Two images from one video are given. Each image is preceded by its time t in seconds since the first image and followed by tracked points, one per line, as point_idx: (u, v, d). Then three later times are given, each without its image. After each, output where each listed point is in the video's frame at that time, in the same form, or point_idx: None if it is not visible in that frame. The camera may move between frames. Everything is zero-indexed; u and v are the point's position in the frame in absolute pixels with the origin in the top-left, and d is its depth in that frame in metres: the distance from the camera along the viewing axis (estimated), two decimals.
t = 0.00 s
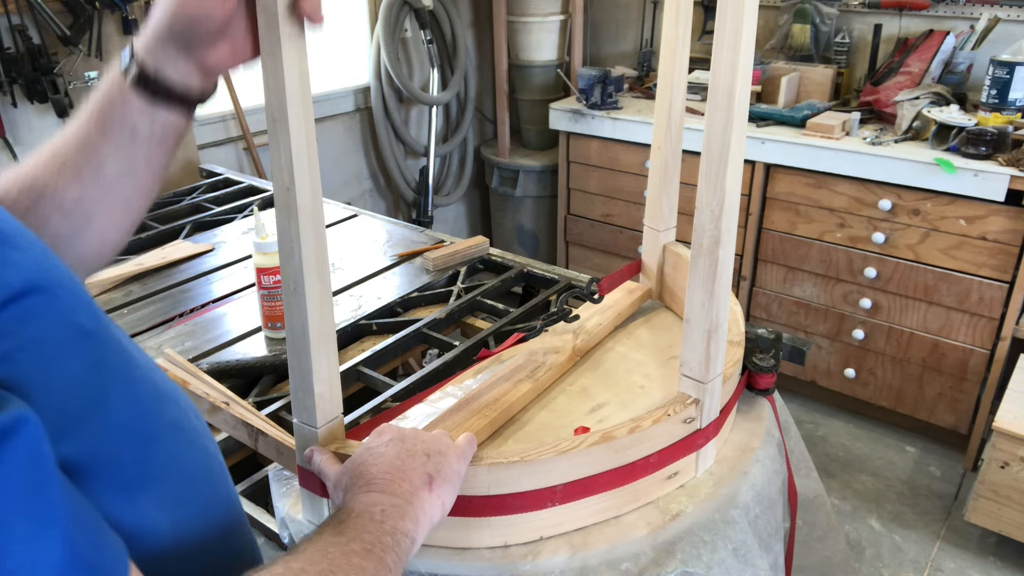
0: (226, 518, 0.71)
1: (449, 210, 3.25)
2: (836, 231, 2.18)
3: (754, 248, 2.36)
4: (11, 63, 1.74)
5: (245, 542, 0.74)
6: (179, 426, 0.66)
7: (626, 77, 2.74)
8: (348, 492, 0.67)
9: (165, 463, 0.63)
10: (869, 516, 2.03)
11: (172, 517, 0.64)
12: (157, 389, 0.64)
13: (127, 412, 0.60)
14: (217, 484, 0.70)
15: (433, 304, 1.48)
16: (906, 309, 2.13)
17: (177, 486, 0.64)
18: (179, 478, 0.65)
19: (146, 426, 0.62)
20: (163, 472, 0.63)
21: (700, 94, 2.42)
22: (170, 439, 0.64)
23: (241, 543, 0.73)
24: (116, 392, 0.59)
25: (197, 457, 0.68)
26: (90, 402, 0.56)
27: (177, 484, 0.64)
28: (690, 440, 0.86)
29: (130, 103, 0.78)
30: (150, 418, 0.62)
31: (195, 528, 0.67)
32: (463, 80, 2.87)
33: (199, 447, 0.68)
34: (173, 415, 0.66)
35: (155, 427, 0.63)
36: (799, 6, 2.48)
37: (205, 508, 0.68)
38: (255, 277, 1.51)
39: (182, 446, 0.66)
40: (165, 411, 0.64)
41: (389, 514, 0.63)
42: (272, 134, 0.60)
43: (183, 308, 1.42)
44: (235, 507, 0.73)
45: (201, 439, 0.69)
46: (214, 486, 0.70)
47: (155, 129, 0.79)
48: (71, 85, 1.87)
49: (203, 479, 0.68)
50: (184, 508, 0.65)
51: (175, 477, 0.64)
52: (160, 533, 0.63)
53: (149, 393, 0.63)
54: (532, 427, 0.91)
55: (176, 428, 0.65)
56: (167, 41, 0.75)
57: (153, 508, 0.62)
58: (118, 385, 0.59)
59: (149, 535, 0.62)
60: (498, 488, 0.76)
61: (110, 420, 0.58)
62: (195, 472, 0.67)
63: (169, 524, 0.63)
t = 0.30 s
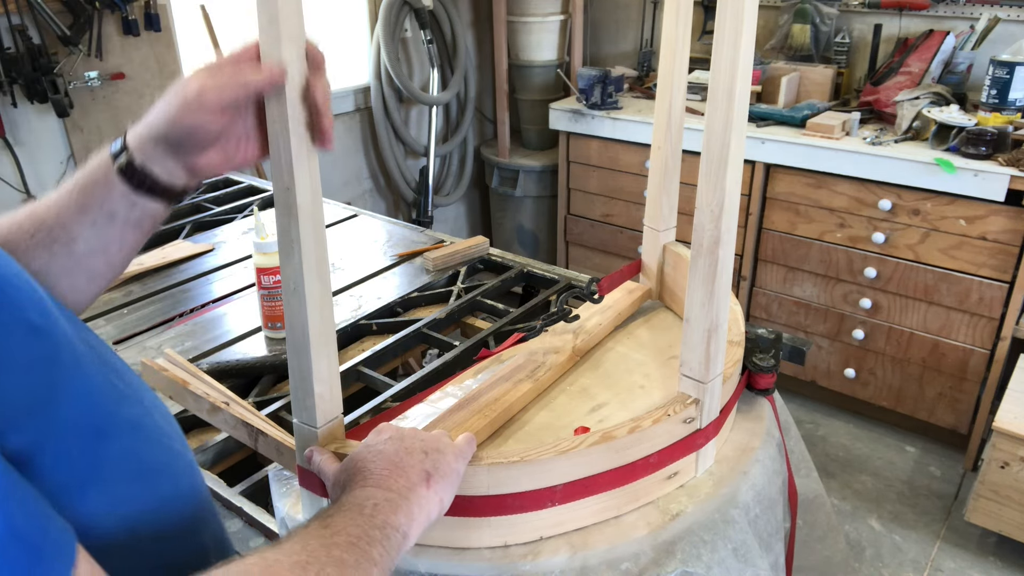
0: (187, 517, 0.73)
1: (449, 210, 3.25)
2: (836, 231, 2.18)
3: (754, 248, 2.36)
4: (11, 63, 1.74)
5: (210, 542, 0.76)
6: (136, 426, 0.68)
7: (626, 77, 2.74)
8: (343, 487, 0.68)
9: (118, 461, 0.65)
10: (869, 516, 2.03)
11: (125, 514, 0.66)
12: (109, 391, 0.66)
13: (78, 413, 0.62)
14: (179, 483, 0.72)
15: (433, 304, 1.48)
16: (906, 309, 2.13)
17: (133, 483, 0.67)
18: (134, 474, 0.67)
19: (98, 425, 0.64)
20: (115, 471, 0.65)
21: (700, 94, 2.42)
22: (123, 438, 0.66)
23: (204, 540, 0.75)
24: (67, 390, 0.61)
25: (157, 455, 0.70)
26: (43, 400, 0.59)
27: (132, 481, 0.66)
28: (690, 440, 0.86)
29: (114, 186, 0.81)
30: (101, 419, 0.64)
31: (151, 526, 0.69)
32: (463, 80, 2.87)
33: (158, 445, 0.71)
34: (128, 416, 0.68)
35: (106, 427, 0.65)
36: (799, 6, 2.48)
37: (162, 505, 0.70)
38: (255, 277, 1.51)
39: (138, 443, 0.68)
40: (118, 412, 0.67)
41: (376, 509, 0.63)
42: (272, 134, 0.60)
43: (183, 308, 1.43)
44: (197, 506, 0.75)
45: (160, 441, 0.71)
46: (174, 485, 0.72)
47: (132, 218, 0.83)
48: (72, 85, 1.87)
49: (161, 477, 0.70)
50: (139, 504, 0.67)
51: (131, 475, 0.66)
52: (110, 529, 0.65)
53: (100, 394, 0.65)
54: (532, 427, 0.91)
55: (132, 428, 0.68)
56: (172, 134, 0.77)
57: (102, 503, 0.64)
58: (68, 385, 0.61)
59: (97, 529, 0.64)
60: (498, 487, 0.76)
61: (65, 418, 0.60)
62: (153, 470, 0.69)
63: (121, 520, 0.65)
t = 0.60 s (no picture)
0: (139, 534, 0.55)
1: (449, 210, 3.25)
2: (836, 231, 2.18)
3: (754, 248, 2.36)
4: (11, 63, 1.74)
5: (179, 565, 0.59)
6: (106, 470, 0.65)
7: (626, 77, 2.74)
8: (267, 510, 0.70)
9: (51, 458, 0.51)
10: (869, 516, 2.03)
11: (66, 522, 0.51)
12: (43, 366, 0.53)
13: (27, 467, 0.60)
14: (142, 480, 0.57)
15: (433, 304, 1.48)
16: (906, 309, 2.13)
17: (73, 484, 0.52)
18: (79, 469, 0.52)
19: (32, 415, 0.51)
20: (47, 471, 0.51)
21: (700, 94, 2.42)
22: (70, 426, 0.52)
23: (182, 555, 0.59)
24: None
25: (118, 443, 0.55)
26: None
27: (76, 481, 0.52)
28: (690, 440, 0.86)
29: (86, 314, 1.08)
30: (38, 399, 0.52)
31: (101, 548, 0.53)
32: (463, 80, 2.87)
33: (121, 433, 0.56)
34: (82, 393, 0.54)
35: (46, 402, 0.52)
36: (799, 6, 2.48)
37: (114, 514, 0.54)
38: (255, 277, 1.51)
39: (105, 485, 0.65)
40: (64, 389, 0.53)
41: (282, 523, 0.65)
42: (275, 130, 0.60)
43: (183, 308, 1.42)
44: (168, 516, 0.59)
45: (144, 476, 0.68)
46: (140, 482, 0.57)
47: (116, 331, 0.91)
48: (72, 84, 1.87)
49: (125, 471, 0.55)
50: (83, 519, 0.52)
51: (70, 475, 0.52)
52: (56, 543, 0.50)
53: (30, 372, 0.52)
54: (532, 427, 0.91)
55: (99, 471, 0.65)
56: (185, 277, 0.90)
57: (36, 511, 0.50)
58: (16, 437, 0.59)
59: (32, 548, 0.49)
60: (498, 486, 0.75)
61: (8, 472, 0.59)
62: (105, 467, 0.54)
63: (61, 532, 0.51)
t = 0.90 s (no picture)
0: (103, 525, 0.68)
1: (449, 210, 3.25)
2: (836, 231, 2.18)
3: (754, 248, 2.36)
4: (11, 63, 1.74)
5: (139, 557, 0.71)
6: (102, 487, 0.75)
7: (626, 77, 2.74)
8: None
9: (28, 453, 0.64)
10: (869, 516, 2.03)
11: (30, 518, 0.63)
12: (32, 369, 0.65)
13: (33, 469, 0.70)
14: (108, 478, 0.69)
15: (433, 304, 1.48)
16: (906, 309, 2.13)
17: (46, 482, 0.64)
18: (51, 467, 0.65)
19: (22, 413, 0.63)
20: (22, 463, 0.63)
21: (700, 94, 2.42)
22: (47, 428, 0.65)
23: (143, 548, 0.72)
24: None
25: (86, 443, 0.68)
26: None
27: (43, 474, 0.64)
28: (690, 439, 0.86)
29: None
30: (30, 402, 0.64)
31: (59, 540, 0.64)
32: (463, 80, 2.87)
33: (93, 434, 0.69)
34: (65, 394, 0.67)
35: (23, 408, 0.63)
36: (799, 6, 2.48)
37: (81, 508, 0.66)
38: (254, 277, 1.51)
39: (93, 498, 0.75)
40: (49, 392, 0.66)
41: None
42: (275, 130, 0.60)
43: (183, 308, 1.42)
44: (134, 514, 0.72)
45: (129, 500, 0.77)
46: (106, 480, 0.69)
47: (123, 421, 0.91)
48: (72, 85, 1.87)
49: (92, 468, 0.68)
50: (50, 512, 0.64)
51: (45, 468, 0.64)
52: (17, 536, 0.62)
53: (22, 376, 0.64)
54: (532, 427, 0.91)
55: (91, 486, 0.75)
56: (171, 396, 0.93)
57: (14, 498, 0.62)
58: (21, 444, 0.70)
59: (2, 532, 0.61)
60: (498, 485, 0.75)
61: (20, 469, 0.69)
62: (73, 464, 0.66)
63: (29, 525, 0.63)
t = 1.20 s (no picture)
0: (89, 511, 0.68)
1: (449, 210, 3.25)
2: (836, 231, 2.18)
3: (754, 248, 2.36)
4: (11, 63, 1.74)
5: (124, 543, 0.71)
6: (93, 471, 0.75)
7: (626, 77, 2.74)
8: None
9: (16, 440, 0.64)
10: (869, 516, 2.03)
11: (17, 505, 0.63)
12: (18, 359, 0.65)
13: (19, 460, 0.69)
14: (93, 466, 0.70)
15: (433, 304, 1.48)
16: (906, 309, 2.13)
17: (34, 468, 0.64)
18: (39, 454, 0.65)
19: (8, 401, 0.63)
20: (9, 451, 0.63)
21: (700, 94, 2.42)
22: (34, 415, 0.65)
23: (129, 537, 0.72)
24: None
25: (74, 430, 0.68)
26: None
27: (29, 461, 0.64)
28: (690, 440, 0.86)
29: None
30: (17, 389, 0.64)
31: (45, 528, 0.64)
32: (463, 80, 2.87)
33: (79, 422, 0.69)
34: (50, 382, 0.67)
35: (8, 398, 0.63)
36: (799, 6, 2.48)
37: (67, 494, 0.67)
38: (254, 277, 1.51)
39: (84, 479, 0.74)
40: (34, 381, 0.66)
41: None
42: (275, 130, 0.60)
43: (183, 308, 1.42)
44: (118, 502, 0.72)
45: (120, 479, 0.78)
46: (92, 468, 0.69)
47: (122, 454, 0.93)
48: (72, 85, 1.87)
49: (78, 456, 0.68)
50: (38, 498, 0.64)
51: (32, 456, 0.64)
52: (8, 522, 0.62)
53: (7, 365, 0.64)
54: (532, 427, 0.91)
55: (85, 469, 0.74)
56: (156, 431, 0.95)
57: None
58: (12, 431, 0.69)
59: None
60: (498, 485, 0.75)
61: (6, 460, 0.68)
62: (61, 451, 0.66)
63: (18, 510, 0.63)
